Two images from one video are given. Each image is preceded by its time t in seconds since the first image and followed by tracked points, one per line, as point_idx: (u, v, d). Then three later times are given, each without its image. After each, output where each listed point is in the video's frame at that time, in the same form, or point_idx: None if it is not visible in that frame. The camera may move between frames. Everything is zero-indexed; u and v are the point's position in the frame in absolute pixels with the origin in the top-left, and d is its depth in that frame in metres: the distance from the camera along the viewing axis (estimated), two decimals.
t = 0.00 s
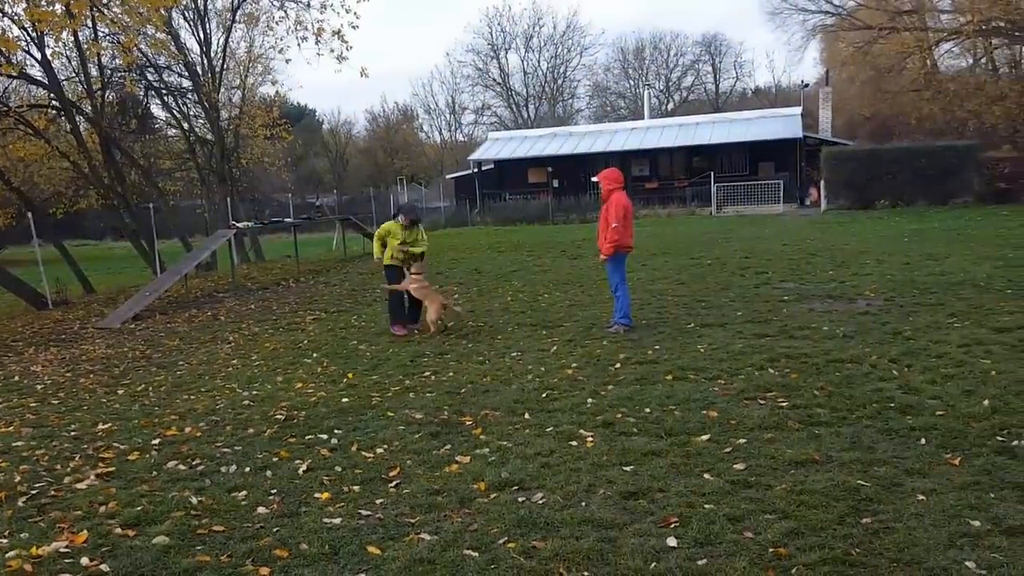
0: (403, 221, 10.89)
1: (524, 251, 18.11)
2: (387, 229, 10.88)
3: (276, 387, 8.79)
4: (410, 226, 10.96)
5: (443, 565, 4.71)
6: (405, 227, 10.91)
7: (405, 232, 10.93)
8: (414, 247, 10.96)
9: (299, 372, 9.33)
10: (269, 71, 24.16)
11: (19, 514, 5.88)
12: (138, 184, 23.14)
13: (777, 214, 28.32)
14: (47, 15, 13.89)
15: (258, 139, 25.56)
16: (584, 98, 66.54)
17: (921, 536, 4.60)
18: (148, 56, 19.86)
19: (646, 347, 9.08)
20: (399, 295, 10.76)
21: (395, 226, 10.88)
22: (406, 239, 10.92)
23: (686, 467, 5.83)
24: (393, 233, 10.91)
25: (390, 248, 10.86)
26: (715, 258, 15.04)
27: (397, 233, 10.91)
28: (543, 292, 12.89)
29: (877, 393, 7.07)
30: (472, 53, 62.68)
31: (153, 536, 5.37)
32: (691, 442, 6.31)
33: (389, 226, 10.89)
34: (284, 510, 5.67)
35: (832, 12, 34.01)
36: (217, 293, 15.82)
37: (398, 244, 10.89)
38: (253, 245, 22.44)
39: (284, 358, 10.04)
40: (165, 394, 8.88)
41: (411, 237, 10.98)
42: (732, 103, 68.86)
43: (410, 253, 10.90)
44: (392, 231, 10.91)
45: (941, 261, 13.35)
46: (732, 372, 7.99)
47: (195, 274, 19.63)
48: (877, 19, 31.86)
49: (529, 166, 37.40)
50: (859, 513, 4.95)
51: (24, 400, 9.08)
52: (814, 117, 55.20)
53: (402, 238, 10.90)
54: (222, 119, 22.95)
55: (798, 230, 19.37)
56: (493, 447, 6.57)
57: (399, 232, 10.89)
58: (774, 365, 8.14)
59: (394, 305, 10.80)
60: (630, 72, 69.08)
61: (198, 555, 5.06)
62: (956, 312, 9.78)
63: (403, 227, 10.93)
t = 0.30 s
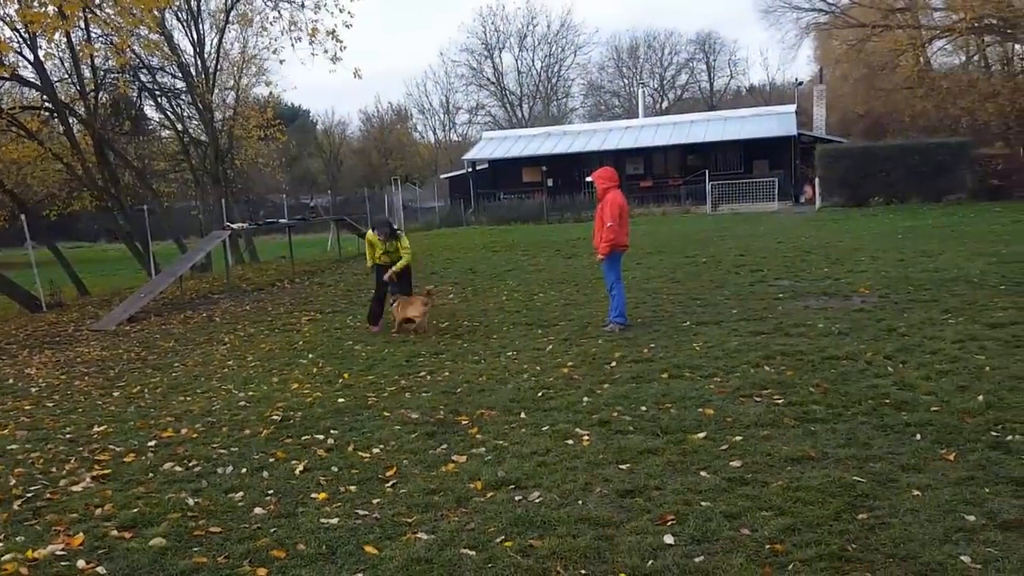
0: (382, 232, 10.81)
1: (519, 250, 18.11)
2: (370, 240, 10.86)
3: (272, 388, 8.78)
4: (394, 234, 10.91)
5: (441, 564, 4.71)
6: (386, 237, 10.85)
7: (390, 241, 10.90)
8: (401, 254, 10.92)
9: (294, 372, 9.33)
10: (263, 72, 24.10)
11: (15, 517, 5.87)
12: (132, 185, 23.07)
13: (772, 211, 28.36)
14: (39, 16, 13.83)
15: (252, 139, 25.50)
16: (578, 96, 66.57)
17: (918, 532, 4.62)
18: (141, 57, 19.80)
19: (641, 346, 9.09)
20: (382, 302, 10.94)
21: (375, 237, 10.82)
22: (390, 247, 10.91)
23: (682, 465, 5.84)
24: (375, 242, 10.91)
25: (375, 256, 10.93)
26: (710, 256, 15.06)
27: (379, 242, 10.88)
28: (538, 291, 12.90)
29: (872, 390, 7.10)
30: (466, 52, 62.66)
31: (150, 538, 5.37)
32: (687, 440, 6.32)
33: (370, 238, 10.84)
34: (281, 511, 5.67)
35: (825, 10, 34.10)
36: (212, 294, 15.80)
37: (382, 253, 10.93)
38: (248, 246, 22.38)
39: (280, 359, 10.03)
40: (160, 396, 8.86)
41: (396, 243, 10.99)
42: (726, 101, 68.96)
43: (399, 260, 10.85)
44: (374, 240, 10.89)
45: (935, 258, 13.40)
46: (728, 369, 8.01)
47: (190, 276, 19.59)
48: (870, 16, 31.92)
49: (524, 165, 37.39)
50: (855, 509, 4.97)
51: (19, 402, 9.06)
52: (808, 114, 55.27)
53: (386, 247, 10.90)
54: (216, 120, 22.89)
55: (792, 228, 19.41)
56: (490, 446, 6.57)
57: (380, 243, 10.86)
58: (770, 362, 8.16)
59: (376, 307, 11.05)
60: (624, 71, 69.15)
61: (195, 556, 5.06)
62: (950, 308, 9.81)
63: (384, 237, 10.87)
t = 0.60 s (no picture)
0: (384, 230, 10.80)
1: (516, 249, 18.11)
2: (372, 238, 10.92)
3: (269, 389, 8.77)
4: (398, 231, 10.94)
5: (439, 563, 4.72)
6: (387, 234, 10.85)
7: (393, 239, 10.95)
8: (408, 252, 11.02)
9: (292, 372, 9.33)
10: (258, 72, 24.05)
11: (13, 518, 5.87)
12: (128, 186, 23.03)
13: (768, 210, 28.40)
14: (34, 16, 13.81)
15: (248, 139, 25.47)
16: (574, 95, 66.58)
17: (915, 529, 4.63)
18: (136, 57, 19.74)
19: (639, 345, 9.10)
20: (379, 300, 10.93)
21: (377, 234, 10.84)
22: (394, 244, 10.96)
23: (680, 463, 5.85)
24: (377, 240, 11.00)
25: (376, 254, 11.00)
26: (707, 254, 15.06)
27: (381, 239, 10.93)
28: (535, 290, 12.90)
29: (868, 387, 7.11)
30: (462, 52, 62.63)
31: (148, 538, 5.37)
32: (684, 438, 6.33)
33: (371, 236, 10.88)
34: (279, 511, 5.67)
35: (821, 9, 34.17)
36: (209, 295, 15.78)
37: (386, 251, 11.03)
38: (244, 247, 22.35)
39: (277, 359, 10.03)
40: (157, 397, 8.86)
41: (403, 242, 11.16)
42: (722, 100, 68.98)
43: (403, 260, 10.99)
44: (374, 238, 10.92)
45: (931, 256, 13.42)
46: (725, 368, 8.02)
47: (187, 276, 19.57)
48: (865, 14, 31.97)
49: (520, 165, 37.38)
50: (852, 506, 4.98)
51: (15, 404, 9.04)
52: (803, 112, 55.32)
53: (389, 244, 10.97)
54: (212, 120, 22.85)
55: (789, 226, 19.42)
56: (488, 445, 6.57)
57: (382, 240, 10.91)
58: (767, 360, 8.17)
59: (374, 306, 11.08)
60: (620, 69, 69.18)
61: (193, 556, 5.06)
62: (946, 305, 9.84)
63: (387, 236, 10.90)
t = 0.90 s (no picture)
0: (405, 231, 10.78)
1: (512, 251, 18.12)
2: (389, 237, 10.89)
3: (265, 392, 8.76)
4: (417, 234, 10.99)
5: (436, 566, 4.72)
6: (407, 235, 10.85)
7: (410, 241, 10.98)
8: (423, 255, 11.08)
9: (288, 375, 9.33)
10: (253, 75, 24.02)
11: (8, 523, 5.87)
12: (122, 189, 22.98)
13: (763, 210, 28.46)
14: (27, 21, 13.79)
15: (243, 143, 25.43)
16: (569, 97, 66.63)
17: (911, 528, 4.64)
18: (130, 61, 19.67)
19: (635, 346, 9.11)
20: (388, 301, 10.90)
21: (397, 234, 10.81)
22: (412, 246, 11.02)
23: (676, 464, 5.86)
24: (394, 239, 10.98)
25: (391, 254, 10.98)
26: (702, 255, 15.10)
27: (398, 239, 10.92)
28: (531, 292, 12.90)
29: (864, 387, 7.13)
30: (457, 54, 62.66)
31: (144, 543, 5.36)
32: (680, 439, 6.34)
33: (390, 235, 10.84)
34: (275, 515, 5.67)
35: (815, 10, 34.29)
36: (204, 298, 15.75)
37: (402, 252, 11.05)
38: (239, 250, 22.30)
39: (273, 362, 10.02)
40: (153, 400, 8.85)
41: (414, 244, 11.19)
42: (717, 101, 69.08)
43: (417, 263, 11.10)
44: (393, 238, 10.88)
45: (925, 256, 13.46)
46: (721, 368, 8.03)
47: (182, 280, 19.53)
48: (859, 15, 32.04)
49: (516, 167, 37.41)
50: (848, 506, 4.99)
51: (11, 409, 9.02)
52: (798, 113, 55.43)
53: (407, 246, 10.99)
54: (207, 123, 22.82)
55: (784, 226, 19.46)
56: (484, 447, 6.57)
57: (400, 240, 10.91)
58: (762, 360, 8.18)
59: (380, 305, 11.14)
60: (615, 71, 69.25)
61: (189, 561, 5.05)
62: (941, 305, 9.87)
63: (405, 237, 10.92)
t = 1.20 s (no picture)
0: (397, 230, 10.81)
1: (508, 252, 18.12)
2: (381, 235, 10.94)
3: (262, 392, 8.76)
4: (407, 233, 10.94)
5: (433, 566, 4.72)
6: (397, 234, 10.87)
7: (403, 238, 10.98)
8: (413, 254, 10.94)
9: (284, 376, 9.32)
10: (250, 76, 23.98)
11: (3, 524, 5.88)
12: (119, 190, 22.95)
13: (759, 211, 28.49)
14: (23, 21, 13.76)
15: (240, 143, 25.40)
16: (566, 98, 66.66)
17: (907, 528, 4.64)
18: (127, 61, 19.59)
19: (631, 346, 9.11)
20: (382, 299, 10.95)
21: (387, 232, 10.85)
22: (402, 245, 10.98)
23: (672, 464, 5.86)
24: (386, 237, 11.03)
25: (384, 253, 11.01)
26: (698, 256, 15.12)
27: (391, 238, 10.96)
28: (528, 292, 12.89)
29: (860, 387, 7.14)
30: (454, 55, 62.66)
31: (139, 543, 5.37)
32: (677, 439, 6.34)
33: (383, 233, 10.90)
34: (271, 515, 5.67)
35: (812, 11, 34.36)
36: (200, 299, 15.73)
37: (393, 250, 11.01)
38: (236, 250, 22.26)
39: (270, 362, 10.01)
40: (149, 401, 8.84)
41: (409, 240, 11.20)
42: (713, 102, 69.16)
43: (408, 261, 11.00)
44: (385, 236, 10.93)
45: (921, 257, 13.48)
46: (717, 369, 8.03)
47: (179, 280, 19.50)
48: (855, 16, 32.11)
49: (513, 168, 37.37)
50: (844, 507, 5.00)
51: (6, 409, 9.01)
52: (794, 114, 55.51)
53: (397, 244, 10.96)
54: (203, 124, 22.78)
55: (780, 227, 19.48)
56: (481, 448, 6.57)
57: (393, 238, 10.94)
58: (758, 361, 8.18)
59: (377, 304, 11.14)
60: (611, 73, 69.28)
61: (185, 561, 5.06)
62: (937, 305, 9.89)
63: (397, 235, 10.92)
